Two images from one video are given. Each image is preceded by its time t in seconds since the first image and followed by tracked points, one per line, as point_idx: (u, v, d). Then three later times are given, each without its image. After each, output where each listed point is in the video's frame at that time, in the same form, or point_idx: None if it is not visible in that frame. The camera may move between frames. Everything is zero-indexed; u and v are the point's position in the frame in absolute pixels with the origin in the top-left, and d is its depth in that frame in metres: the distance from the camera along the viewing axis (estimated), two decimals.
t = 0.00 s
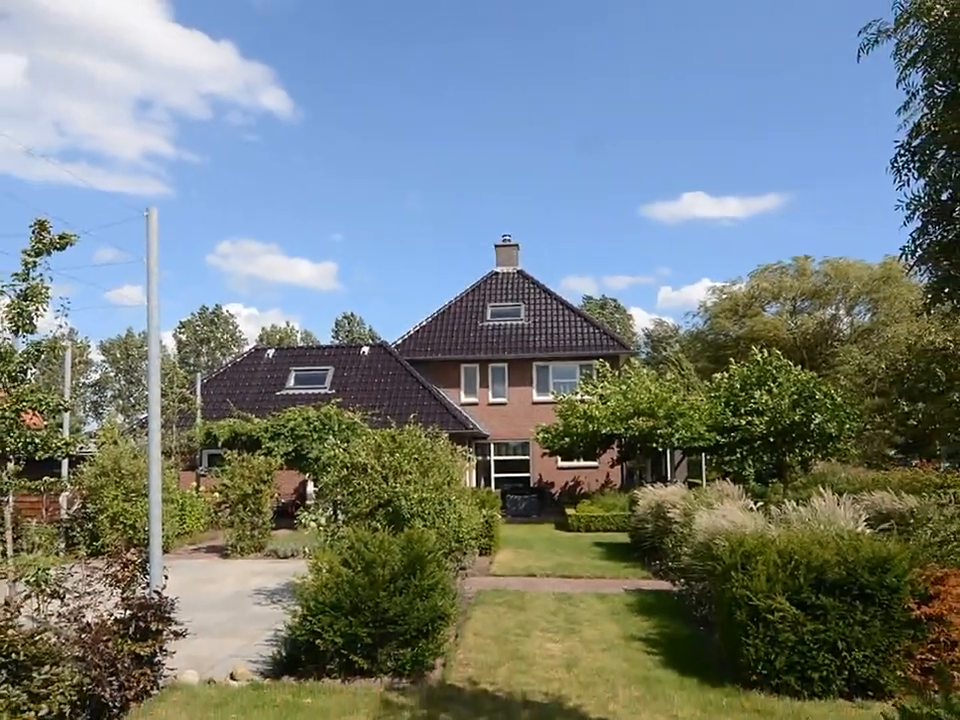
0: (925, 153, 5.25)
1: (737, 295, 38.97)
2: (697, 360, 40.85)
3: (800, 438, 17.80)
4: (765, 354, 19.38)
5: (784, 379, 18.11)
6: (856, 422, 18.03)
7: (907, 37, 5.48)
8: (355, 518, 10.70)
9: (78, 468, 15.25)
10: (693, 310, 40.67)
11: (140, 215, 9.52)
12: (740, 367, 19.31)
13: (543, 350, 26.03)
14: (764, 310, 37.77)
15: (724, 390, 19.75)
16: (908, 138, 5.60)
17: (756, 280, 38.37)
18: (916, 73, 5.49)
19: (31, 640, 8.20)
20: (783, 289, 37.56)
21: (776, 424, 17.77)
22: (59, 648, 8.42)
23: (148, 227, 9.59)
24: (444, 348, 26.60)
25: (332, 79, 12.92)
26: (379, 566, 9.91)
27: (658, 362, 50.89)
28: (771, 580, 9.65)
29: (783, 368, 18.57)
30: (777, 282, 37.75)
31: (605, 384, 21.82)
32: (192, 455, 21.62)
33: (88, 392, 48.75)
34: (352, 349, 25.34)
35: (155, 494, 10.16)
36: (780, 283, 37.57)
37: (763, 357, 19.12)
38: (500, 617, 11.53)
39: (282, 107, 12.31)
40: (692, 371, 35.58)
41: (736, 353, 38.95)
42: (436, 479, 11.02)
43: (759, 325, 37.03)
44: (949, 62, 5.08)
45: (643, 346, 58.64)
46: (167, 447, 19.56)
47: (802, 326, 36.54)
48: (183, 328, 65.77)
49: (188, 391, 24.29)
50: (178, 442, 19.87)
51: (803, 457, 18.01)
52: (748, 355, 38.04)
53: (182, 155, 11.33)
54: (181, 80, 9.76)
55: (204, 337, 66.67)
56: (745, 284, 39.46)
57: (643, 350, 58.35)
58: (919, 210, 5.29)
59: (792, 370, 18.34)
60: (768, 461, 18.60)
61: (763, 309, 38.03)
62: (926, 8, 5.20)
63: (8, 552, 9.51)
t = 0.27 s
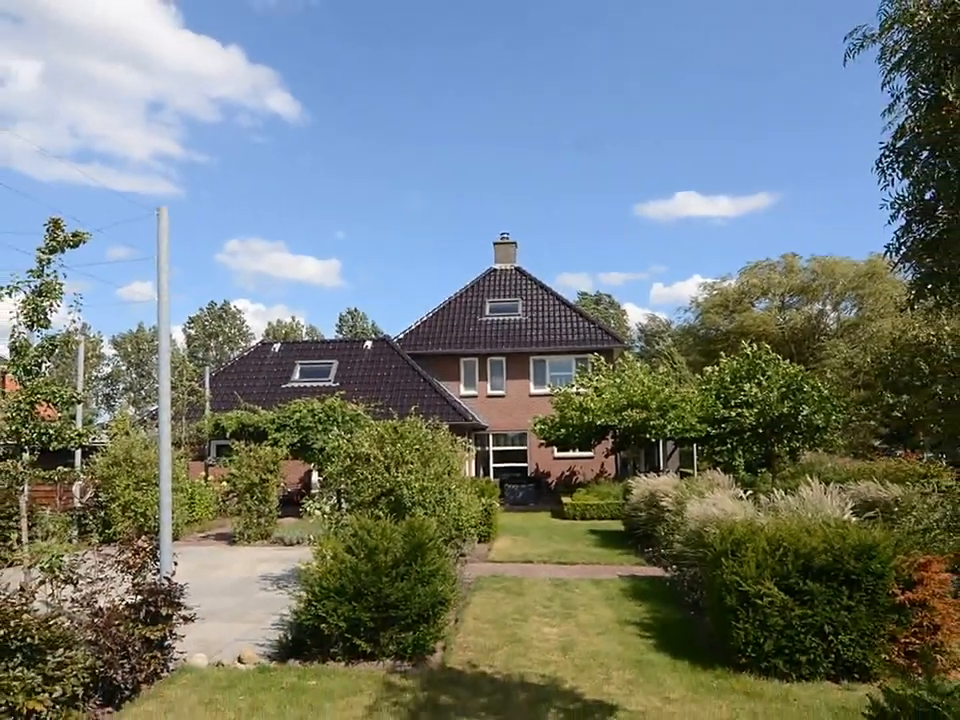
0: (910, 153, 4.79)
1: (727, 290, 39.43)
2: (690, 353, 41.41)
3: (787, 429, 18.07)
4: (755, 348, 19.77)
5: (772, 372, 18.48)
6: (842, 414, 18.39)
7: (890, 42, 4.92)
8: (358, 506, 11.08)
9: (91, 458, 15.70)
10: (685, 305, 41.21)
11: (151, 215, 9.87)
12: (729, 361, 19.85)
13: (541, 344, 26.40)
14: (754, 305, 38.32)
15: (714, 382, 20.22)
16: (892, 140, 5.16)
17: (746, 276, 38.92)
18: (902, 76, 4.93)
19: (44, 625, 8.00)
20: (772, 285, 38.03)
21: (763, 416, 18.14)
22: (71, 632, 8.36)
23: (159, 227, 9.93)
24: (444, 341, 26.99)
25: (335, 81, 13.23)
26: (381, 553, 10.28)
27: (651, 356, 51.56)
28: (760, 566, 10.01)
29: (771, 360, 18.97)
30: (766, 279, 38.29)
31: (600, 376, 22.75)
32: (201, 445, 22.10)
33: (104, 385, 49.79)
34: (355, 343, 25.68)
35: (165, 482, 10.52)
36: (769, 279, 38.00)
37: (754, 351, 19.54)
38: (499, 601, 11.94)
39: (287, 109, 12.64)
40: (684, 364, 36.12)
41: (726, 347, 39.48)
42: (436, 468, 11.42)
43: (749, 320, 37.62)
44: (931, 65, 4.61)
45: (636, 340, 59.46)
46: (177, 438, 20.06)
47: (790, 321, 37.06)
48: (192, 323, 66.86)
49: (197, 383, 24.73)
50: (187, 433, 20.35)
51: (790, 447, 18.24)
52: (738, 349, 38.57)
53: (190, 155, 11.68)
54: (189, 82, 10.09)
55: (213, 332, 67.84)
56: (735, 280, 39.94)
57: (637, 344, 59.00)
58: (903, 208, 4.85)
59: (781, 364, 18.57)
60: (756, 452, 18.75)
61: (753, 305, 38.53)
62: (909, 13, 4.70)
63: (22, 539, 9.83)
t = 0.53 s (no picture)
0: (894, 153, 4.31)
1: (718, 286, 40.00)
2: (682, 347, 41.97)
3: (776, 421, 18.45)
4: (745, 343, 20.17)
5: (762, 365, 18.90)
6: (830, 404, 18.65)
7: (874, 47, 4.40)
8: (362, 495, 11.46)
9: (103, 448, 16.17)
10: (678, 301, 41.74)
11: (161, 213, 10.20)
12: (720, 355, 20.30)
13: (538, 338, 26.77)
14: (743, 301, 38.90)
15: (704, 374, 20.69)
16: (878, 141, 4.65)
17: (737, 272, 39.52)
18: (887, 80, 4.42)
19: (58, 610, 8.23)
20: (761, 282, 38.62)
21: (752, 408, 18.50)
22: (84, 617, 8.51)
23: (168, 225, 10.26)
24: (444, 335, 27.38)
25: (337, 82, 13.51)
26: (383, 540, 10.64)
27: (643, 350, 52.19)
28: (750, 553, 10.36)
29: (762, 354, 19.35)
30: (757, 275, 38.67)
31: (595, 370, 23.31)
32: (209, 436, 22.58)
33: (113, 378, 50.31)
34: (357, 337, 26.04)
35: (174, 472, 10.86)
36: (759, 275, 38.56)
37: (746, 345, 19.98)
38: (498, 588, 12.34)
39: (290, 109, 12.94)
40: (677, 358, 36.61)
41: (717, 342, 39.99)
42: (437, 459, 11.79)
43: (739, 315, 38.17)
44: (916, 69, 4.15)
45: (630, 335, 60.15)
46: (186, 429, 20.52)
47: (779, 316, 37.54)
48: (200, 318, 67.77)
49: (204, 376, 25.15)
50: (196, 424, 20.81)
51: (780, 438, 18.43)
52: (729, 344, 39.10)
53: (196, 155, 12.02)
54: (195, 84, 10.43)
55: (221, 327, 68.83)
56: (726, 276, 40.53)
57: (632, 339, 59.66)
58: (887, 208, 4.37)
59: (771, 358, 19.01)
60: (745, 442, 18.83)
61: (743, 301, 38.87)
62: (893, 17, 4.24)
63: (37, 527, 10.17)
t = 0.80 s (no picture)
0: (880, 154, 4.20)
1: (709, 283, 40.49)
2: (675, 343, 42.49)
3: (766, 413, 18.75)
4: (735, 337, 20.45)
5: (750, 358, 19.18)
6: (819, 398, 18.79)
7: (861, 51, 4.32)
8: (364, 485, 11.85)
9: (114, 440, 16.58)
10: (671, 297, 42.31)
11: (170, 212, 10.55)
12: (711, 348, 20.69)
13: (535, 333, 27.12)
14: (734, 298, 39.47)
15: (695, 368, 21.11)
16: (864, 143, 4.49)
17: (728, 270, 40.13)
18: (873, 84, 4.31)
19: (70, 596, 8.56)
20: (751, 278, 39.15)
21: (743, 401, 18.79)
22: (96, 604, 8.87)
23: (177, 224, 10.60)
24: (444, 330, 27.75)
25: (342, 83, 13.85)
26: (385, 529, 11.02)
27: (637, 345, 52.78)
28: (740, 541, 10.73)
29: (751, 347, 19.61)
30: (746, 272, 39.34)
31: (590, 364, 23.73)
32: (216, 427, 23.02)
33: (128, 372, 50.83)
34: (360, 332, 26.42)
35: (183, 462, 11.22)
36: (749, 272, 39.16)
37: (735, 339, 20.34)
38: (496, 575, 12.72)
39: (295, 111, 13.27)
40: (670, 352, 37.10)
41: (708, 337, 40.48)
42: (438, 449, 12.18)
43: (729, 311, 38.71)
44: (901, 72, 4.04)
45: (624, 330, 60.74)
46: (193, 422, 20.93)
47: (768, 312, 37.93)
48: (209, 315, 68.63)
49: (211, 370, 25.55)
50: (203, 416, 21.23)
51: (769, 430, 18.95)
52: (720, 339, 39.58)
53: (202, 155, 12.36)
54: (203, 87, 10.77)
55: (229, 322, 69.71)
56: (718, 272, 41.04)
57: (626, 334, 60.20)
58: (872, 206, 4.24)
59: (760, 352, 19.19)
60: (736, 435, 19.52)
61: (733, 297, 39.64)
62: (879, 23, 4.16)
63: (51, 515, 10.52)
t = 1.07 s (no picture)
0: (867, 154, 4.44)
1: (701, 280, 40.93)
2: (668, 339, 42.89)
3: (757, 405, 19.15)
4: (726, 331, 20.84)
5: (741, 353, 19.65)
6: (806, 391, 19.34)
7: (849, 55, 4.55)
8: (367, 475, 12.23)
9: (124, 432, 16.96)
10: (664, 293, 42.71)
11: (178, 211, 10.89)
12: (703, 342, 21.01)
13: (533, 327, 27.49)
14: (725, 294, 39.90)
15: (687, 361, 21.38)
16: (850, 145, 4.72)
17: (719, 267, 40.54)
18: (860, 87, 4.55)
19: (82, 584, 8.91)
20: (742, 275, 39.58)
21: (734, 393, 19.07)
22: (106, 591, 9.24)
23: (185, 222, 10.95)
24: (444, 325, 28.14)
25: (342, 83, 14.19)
26: (387, 518, 11.38)
27: (631, 341, 53.21)
28: (731, 530, 11.10)
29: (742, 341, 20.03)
30: (737, 269, 39.88)
31: (586, 358, 24.11)
32: (224, 419, 23.42)
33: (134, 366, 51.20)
34: (363, 327, 26.78)
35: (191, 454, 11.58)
36: (739, 269, 39.68)
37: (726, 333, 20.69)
38: (495, 562, 13.10)
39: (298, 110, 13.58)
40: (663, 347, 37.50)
41: (700, 332, 40.89)
42: (438, 441, 12.57)
43: (720, 307, 39.12)
44: (888, 75, 4.27)
45: (618, 325, 61.18)
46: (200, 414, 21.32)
47: (758, 307, 38.28)
48: (216, 310, 69.16)
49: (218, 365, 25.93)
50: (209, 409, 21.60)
51: (760, 423, 19.31)
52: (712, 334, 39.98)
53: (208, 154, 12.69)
54: (210, 89, 11.09)
55: (236, 317, 70.38)
56: (710, 269, 41.49)
57: (620, 329, 60.66)
58: (857, 206, 4.48)
59: (751, 347, 19.65)
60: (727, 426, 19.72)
61: (724, 293, 40.06)
62: (866, 28, 4.40)
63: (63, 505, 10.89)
